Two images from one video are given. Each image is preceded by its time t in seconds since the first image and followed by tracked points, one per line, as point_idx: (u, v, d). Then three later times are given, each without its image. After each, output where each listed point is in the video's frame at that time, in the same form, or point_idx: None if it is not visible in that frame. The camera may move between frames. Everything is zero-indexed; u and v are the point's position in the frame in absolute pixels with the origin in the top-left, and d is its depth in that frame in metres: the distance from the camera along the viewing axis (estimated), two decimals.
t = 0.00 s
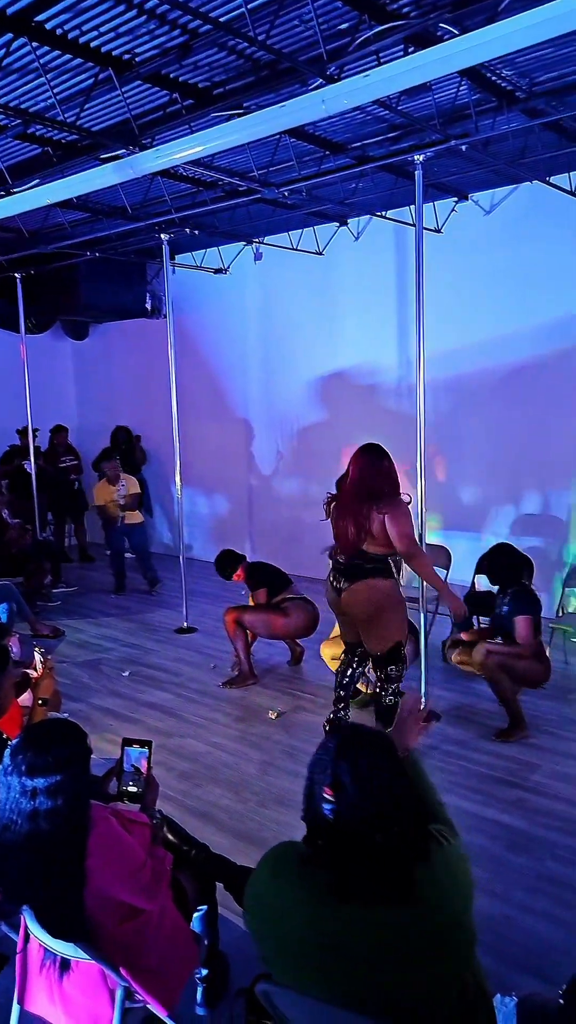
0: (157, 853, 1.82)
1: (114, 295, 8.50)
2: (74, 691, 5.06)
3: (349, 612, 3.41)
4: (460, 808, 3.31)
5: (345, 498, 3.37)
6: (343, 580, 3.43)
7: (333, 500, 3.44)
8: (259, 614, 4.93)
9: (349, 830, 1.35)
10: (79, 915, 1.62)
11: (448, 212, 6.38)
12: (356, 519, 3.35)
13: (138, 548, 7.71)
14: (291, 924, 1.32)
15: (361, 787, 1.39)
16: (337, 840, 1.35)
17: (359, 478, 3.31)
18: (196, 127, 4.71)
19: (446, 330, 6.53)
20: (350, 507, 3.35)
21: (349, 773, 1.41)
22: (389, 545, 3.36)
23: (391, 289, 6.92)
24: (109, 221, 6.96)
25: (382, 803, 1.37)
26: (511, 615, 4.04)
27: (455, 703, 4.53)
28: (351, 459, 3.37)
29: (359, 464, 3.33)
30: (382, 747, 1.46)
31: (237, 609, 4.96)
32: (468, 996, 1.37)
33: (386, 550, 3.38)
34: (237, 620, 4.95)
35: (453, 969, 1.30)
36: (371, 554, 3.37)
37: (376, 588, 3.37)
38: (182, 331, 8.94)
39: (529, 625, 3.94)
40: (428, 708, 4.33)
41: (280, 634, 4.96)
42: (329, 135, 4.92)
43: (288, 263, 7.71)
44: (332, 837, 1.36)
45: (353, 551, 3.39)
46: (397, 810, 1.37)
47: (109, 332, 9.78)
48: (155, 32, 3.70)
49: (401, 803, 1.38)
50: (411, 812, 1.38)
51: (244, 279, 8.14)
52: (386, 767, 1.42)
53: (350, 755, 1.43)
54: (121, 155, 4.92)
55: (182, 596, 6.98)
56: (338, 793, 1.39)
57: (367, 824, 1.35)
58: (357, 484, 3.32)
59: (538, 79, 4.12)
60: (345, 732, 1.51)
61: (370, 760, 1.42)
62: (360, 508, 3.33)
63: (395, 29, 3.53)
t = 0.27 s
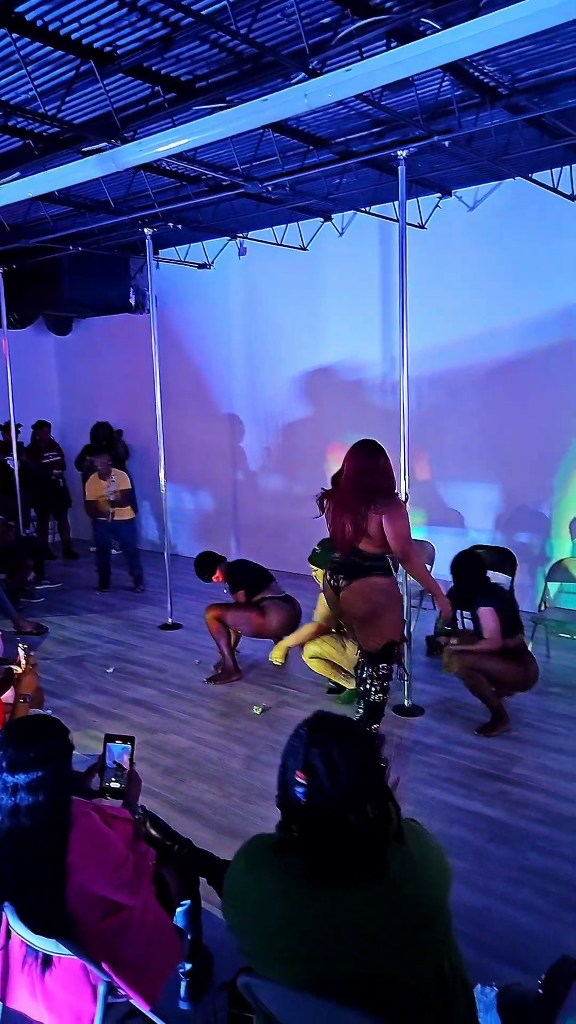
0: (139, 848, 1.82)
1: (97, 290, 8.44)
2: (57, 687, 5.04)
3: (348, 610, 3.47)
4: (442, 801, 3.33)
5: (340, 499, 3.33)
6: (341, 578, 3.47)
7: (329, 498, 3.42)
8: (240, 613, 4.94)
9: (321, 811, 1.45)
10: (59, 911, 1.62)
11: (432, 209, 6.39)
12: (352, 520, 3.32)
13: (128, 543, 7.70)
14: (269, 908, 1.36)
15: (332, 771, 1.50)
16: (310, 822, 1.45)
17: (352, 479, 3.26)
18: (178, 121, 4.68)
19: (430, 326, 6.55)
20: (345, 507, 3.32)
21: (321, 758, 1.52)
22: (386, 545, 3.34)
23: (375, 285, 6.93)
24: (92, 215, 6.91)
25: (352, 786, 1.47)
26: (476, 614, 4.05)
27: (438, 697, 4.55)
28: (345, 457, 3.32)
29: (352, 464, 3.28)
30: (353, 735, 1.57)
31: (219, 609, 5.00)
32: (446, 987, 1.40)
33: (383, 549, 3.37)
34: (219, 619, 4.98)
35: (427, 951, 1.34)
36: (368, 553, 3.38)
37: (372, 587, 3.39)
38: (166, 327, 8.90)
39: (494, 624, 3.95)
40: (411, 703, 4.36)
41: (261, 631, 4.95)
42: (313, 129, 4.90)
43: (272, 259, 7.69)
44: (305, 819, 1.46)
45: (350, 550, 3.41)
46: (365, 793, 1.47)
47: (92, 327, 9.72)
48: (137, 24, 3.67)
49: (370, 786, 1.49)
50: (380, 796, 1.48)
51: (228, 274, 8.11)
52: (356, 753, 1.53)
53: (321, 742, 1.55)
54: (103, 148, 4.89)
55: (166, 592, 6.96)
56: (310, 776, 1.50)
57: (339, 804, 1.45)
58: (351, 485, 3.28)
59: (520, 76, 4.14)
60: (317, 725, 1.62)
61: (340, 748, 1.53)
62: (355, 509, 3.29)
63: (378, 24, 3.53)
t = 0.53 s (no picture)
0: (120, 843, 1.82)
1: (79, 283, 8.38)
2: (40, 683, 5.01)
3: (340, 602, 3.46)
4: (424, 794, 3.36)
5: (335, 494, 3.34)
6: (335, 572, 3.47)
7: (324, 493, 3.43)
8: (220, 611, 5.00)
9: (292, 798, 1.45)
10: (41, 907, 1.61)
11: (414, 204, 6.40)
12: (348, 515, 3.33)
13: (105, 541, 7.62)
14: (246, 899, 1.38)
15: (302, 757, 1.49)
16: (282, 808, 1.46)
17: (348, 475, 3.27)
18: (160, 113, 4.65)
19: (413, 321, 6.56)
20: (341, 502, 3.33)
21: (291, 744, 1.51)
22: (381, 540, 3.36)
23: (358, 279, 6.93)
24: (73, 208, 6.85)
25: (322, 771, 1.47)
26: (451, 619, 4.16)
27: (421, 691, 4.57)
28: (341, 453, 3.34)
29: (348, 459, 3.30)
30: (323, 720, 1.57)
31: (199, 609, 5.01)
32: (422, 970, 1.43)
33: (378, 544, 3.38)
34: (199, 618, 5.01)
35: (402, 933, 1.37)
36: (363, 548, 3.39)
37: (366, 581, 3.40)
38: (149, 321, 8.85)
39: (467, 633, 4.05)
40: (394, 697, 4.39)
41: (241, 629, 5.02)
42: (295, 123, 4.89)
43: (255, 253, 7.66)
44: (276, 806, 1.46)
45: (345, 544, 3.41)
46: (336, 778, 1.47)
47: (74, 321, 9.64)
48: (117, 15, 3.64)
49: (341, 771, 1.48)
50: (351, 780, 1.48)
51: (211, 268, 8.08)
52: (326, 738, 1.53)
53: (291, 728, 1.54)
54: (84, 140, 4.85)
55: (150, 588, 6.94)
56: (280, 763, 1.50)
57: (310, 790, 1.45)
58: (347, 480, 3.29)
59: (501, 72, 4.15)
60: (287, 709, 1.61)
61: (310, 733, 1.53)
62: (351, 504, 3.30)
63: (359, 17, 3.52)
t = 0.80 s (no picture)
0: (101, 836, 1.82)
1: (60, 275, 8.30)
2: (22, 678, 4.99)
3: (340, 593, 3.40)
4: (406, 784, 3.38)
5: (335, 485, 3.27)
6: (335, 562, 3.41)
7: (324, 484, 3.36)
8: (200, 610, 4.99)
9: (266, 790, 1.48)
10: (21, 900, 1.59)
11: (397, 197, 6.40)
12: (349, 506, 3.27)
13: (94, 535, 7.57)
14: (226, 890, 1.39)
15: (275, 749, 1.51)
16: (257, 801, 1.47)
17: (347, 466, 3.20)
18: (141, 103, 4.61)
19: (394, 314, 6.58)
20: (341, 493, 3.26)
21: (264, 737, 1.53)
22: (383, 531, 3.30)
23: (341, 272, 6.93)
24: (54, 198, 6.78)
25: (296, 762, 1.49)
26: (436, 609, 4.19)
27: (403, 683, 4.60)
28: (340, 443, 3.26)
29: (347, 450, 3.22)
30: (296, 710, 1.58)
31: (180, 609, 5.01)
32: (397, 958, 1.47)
33: (380, 535, 3.32)
34: (180, 617, 5.01)
35: (380, 921, 1.38)
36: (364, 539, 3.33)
37: (368, 572, 3.34)
38: (131, 313, 8.80)
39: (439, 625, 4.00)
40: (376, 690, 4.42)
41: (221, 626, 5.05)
42: (278, 114, 4.87)
43: (238, 245, 7.63)
44: (252, 798, 1.49)
45: (347, 535, 3.35)
46: (309, 769, 1.49)
47: (55, 314, 9.56)
48: (96, 3, 3.60)
49: (314, 761, 1.51)
50: (324, 770, 1.51)
51: (194, 260, 8.04)
52: (299, 729, 1.55)
53: (264, 721, 1.56)
54: (63, 129, 4.80)
55: (132, 581, 6.91)
56: (254, 756, 1.52)
57: (284, 782, 1.47)
58: (347, 471, 3.21)
59: (483, 64, 4.15)
60: (262, 702, 1.63)
61: (283, 725, 1.54)
62: (352, 495, 3.23)
63: (341, 8, 3.51)
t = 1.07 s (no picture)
0: (82, 828, 1.80)
1: (42, 264, 8.22)
2: (4, 671, 4.96)
3: (338, 584, 3.29)
4: (388, 773, 3.41)
5: (331, 472, 3.21)
6: (333, 552, 3.31)
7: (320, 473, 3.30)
8: (181, 604, 5.00)
9: (248, 783, 1.46)
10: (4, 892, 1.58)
11: (381, 189, 6.39)
12: (346, 493, 3.20)
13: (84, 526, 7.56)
14: (208, 881, 1.39)
15: (256, 742, 1.50)
16: (239, 794, 1.46)
17: (344, 451, 3.15)
18: (124, 91, 4.57)
19: (378, 307, 6.59)
20: (337, 480, 3.21)
21: (245, 730, 1.52)
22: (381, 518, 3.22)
23: (325, 264, 6.91)
24: (36, 187, 6.70)
25: (277, 754, 1.48)
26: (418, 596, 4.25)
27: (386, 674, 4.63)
28: (334, 431, 3.21)
29: (342, 436, 3.18)
30: (278, 701, 1.56)
31: (162, 601, 5.00)
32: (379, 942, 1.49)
33: (378, 522, 3.24)
34: (161, 611, 5.00)
35: (362, 908, 1.39)
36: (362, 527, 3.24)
37: (366, 559, 3.23)
38: (114, 304, 8.73)
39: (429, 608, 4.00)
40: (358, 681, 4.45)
41: (201, 620, 5.06)
42: (262, 104, 4.84)
43: (222, 236, 7.58)
44: (234, 791, 1.48)
45: (344, 523, 3.27)
46: (291, 760, 1.48)
47: (37, 304, 9.47)
48: None
49: (295, 752, 1.49)
50: (307, 760, 1.49)
51: (177, 251, 7.99)
52: (281, 720, 1.53)
53: (245, 713, 1.54)
54: (45, 116, 4.74)
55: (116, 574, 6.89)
56: (235, 749, 1.50)
57: (266, 774, 1.46)
58: (343, 457, 3.17)
59: (467, 55, 4.15)
60: (244, 693, 1.61)
61: (264, 717, 1.53)
62: (350, 480, 3.17)
63: None
